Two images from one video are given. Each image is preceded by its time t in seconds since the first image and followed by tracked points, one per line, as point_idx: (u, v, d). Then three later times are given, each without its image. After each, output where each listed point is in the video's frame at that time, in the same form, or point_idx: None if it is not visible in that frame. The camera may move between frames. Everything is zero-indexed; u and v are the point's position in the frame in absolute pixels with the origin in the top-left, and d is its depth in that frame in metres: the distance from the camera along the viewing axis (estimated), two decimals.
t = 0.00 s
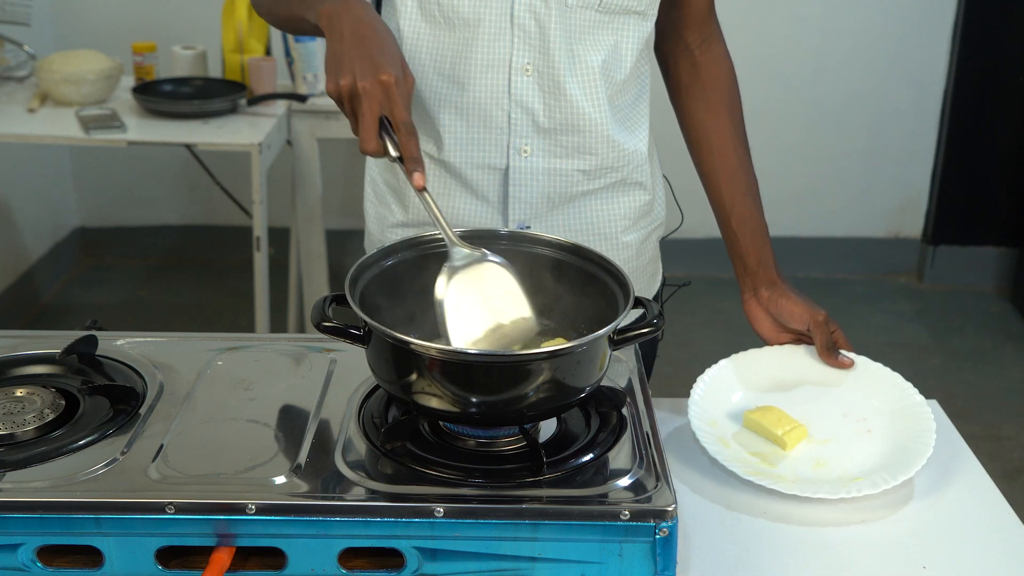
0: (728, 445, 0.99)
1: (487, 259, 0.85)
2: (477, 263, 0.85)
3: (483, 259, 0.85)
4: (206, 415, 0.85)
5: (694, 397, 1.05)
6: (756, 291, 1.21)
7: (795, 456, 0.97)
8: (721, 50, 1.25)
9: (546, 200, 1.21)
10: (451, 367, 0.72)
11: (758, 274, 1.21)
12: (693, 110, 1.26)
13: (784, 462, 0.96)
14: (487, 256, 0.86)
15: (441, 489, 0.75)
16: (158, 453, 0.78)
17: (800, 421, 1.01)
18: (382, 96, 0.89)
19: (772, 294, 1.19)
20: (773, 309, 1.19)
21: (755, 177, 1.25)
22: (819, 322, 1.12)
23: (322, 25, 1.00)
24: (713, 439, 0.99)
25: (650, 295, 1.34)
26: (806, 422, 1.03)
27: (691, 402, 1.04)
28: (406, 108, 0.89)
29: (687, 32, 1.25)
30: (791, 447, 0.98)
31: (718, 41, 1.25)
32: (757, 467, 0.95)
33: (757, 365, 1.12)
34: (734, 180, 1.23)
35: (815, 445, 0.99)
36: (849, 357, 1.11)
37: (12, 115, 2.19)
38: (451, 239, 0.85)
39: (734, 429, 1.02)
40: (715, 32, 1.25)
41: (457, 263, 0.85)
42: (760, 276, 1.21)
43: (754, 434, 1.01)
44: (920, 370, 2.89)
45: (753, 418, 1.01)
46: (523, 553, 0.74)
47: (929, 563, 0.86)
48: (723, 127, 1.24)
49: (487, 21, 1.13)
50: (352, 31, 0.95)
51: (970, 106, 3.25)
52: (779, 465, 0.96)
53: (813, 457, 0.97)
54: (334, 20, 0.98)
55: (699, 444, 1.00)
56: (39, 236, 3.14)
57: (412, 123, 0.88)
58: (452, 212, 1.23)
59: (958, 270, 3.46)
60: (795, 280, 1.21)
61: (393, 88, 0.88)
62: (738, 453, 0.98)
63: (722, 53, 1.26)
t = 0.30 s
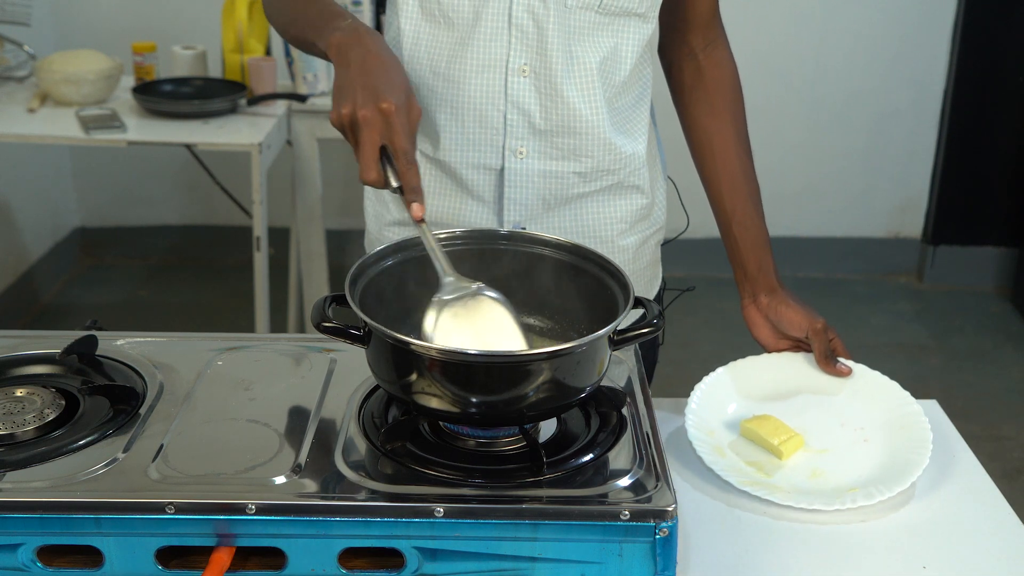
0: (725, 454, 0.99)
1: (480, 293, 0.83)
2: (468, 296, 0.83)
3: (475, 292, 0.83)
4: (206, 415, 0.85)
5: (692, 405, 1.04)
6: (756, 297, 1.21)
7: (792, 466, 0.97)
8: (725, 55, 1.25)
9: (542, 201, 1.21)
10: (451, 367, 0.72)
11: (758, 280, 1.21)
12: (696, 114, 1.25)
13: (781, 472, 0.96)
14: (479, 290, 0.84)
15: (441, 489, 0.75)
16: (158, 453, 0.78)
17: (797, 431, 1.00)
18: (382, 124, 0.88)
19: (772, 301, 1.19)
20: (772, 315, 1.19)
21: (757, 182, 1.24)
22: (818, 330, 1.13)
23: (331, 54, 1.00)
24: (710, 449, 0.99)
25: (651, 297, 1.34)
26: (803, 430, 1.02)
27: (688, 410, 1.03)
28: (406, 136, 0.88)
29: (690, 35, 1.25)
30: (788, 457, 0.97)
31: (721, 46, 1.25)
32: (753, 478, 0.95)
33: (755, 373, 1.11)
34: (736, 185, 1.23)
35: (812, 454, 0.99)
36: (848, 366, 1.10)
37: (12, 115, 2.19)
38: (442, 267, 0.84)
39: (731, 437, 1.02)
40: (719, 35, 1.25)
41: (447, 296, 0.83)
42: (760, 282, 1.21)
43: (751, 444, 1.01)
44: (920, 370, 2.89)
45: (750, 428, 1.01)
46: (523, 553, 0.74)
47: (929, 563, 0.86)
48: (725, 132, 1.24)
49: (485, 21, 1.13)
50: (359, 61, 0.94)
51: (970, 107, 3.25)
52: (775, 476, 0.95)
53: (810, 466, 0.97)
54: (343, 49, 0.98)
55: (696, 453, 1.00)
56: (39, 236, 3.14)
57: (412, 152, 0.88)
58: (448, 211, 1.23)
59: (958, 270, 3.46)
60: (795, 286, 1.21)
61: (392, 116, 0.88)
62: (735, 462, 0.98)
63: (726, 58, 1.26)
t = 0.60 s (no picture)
0: (728, 457, 0.99)
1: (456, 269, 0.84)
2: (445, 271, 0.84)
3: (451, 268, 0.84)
4: (206, 415, 0.85)
5: (695, 409, 1.04)
6: (759, 303, 1.20)
7: (795, 470, 0.97)
8: (729, 58, 1.25)
9: (548, 203, 1.21)
10: (452, 367, 0.72)
11: (761, 285, 1.20)
12: (698, 117, 1.25)
13: (784, 475, 0.96)
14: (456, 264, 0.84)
15: (441, 489, 0.75)
16: (158, 453, 0.78)
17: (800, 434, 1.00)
18: (365, 95, 0.89)
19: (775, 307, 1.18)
20: (775, 321, 1.18)
21: (761, 187, 1.24)
22: (820, 336, 1.12)
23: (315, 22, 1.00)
24: (712, 452, 0.98)
25: (653, 299, 1.34)
26: (807, 434, 1.02)
27: (691, 415, 1.03)
28: (388, 108, 0.88)
29: (694, 37, 1.25)
30: (791, 460, 0.97)
31: (725, 49, 1.25)
32: (757, 480, 0.95)
33: (759, 378, 1.11)
34: (738, 189, 1.23)
35: (815, 458, 0.98)
36: (851, 371, 1.10)
37: (12, 115, 2.19)
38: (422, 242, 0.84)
39: (735, 441, 1.02)
40: (722, 38, 1.25)
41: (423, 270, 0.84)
42: (763, 288, 1.20)
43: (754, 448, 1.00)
44: (920, 370, 2.89)
45: (753, 431, 1.00)
46: (523, 553, 0.74)
47: (930, 564, 0.86)
48: (727, 135, 1.23)
49: (490, 22, 1.13)
50: (341, 29, 0.95)
51: (970, 107, 3.25)
52: (779, 479, 0.95)
53: (814, 469, 0.97)
54: (326, 17, 0.98)
55: (699, 456, 1.00)
56: (40, 236, 3.14)
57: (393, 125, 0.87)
58: (454, 212, 1.23)
59: (959, 270, 3.46)
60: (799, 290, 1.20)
61: (375, 87, 0.88)
62: (738, 465, 0.97)
63: (730, 61, 1.26)
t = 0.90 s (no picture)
0: (731, 459, 0.99)
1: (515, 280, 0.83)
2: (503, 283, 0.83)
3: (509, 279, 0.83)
4: (206, 414, 0.85)
5: (701, 412, 1.05)
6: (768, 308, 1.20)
7: (797, 472, 0.97)
8: (736, 57, 1.25)
9: (544, 204, 1.21)
10: (451, 367, 0.72)
11: (771, 288, 1.20)
12: (707, 119, 1.26)
13: (786, 477, 0.96)
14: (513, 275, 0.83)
15: (441, 489, 0.75)
16: (157, 453, 0.78)
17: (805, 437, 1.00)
18: (399, 120, 0.89)
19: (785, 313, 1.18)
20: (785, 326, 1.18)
21: (770, 188, 1.25)
22: (830, 343, 1.12)
23: (338, 49, 1.00)
24: (715, 453, 0.99)
25: (653, 300, 1.34)
26: (812, 436, 1.02)
27: (696, 418, 1.04)
28: (424, 131, 0.88)
29: (699, 39, 1.24)
30: (794, 462, 0.97)
31: (732, 48, 1.25)
32: (758, 481, 0.95)
33: (766, 382, 1.10)
34: (749, 191, 1.23)
35: (820, 461, 0.98)
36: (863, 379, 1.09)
37: (12, 115, 2.19)
38: (474, 257, 0.83)
39: (739, 443, 1.02)
40: (730, 38, 1.24)
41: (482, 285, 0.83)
42: (773, 292, 1.20)
43: (758, 449, 1.01)
44: (920, 370, 2.89)
45: (758, 433, 1.01)
46: (523, 553, 0.74)
47: (931, 564, 0.86)
48: (736, 140, 1.24)
49: (489, 21, 1.13)
50: (368, 54, 0.95)
51: (970, 107, 3.25)
52: (781, 480, 0.95)
53: (817, 472, 0.97)
54: (350, 45, 0.98)
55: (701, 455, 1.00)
56: (39, 236, 3.14)
57: (431, 147, 0.87)
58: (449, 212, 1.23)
59: (959, 270, 3.46)
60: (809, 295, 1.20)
61: (409, 111, 0.88)
62: (741, 466, 0.98)
63: (737, 61, 1.25)
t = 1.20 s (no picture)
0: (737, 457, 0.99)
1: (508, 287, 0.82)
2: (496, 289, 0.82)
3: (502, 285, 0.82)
4: (206, 415, 0.85)
5: (713, 411, 1.06)
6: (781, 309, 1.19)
7: (800, 474, 0.97)
8: (743, 56, 1.25)
9: (542, 204, 1.21)
10: (452, 368, 0.72)
11: (782, 291, 1.19)
12: (715, 118, 1.25)
13: (789, 478, 0.96)
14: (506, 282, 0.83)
15: (441, 489, 0.75)
16: (158, 453, 0.78)
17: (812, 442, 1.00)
18: (401, 118, 0.89)
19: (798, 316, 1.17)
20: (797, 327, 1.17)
21: (781, 185, 1.23)
22: (842, 346, 1.11)
23: (347, 49, 0.99)
24: (721, 450, 1.00)
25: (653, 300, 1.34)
26: (819, 442, 1.02)
27: (707, 415, 1.05)
28: (426, 130, 0.88)
29: (706, 39, 1.24)
30: (798, 465, 0.97)
31: (738, 48, 1.25)
32: (761, 479, 0.95)
33: (778, 389, 1.11)
34: (761, 190, 1.22)
35: (825, 467, 0.98)
36: (876, 383, 1.09)
37: (11, 115, 2.19)
38: (468, 262, 0.83)
39: (746, 443, 1.02)
40: (736, 37, 1.24)
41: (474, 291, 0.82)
42: (785, 295, 1.19)
43: (765, 451, 1.01)
44: (920, 370, 2.89)
45: (765, 433, 1.01)
46: (523, 553, 0.74)
47: (931, 564, 0.86)
48: (746, 140, 1.23)
49: (487, 22, 1.13)
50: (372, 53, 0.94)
51: (970, 107, 3.25)
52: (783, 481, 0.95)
53: (820, 475, 0.97)
54: (357, 44, 0.98)
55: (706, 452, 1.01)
56: (39, 236, 3.14)
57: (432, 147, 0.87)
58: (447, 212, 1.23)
59: (959, 270, 3.46)
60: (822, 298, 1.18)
61: (411, 110, 0.88)
62: (746, 464, 0.98)
63: (744, 60, 1.25)
